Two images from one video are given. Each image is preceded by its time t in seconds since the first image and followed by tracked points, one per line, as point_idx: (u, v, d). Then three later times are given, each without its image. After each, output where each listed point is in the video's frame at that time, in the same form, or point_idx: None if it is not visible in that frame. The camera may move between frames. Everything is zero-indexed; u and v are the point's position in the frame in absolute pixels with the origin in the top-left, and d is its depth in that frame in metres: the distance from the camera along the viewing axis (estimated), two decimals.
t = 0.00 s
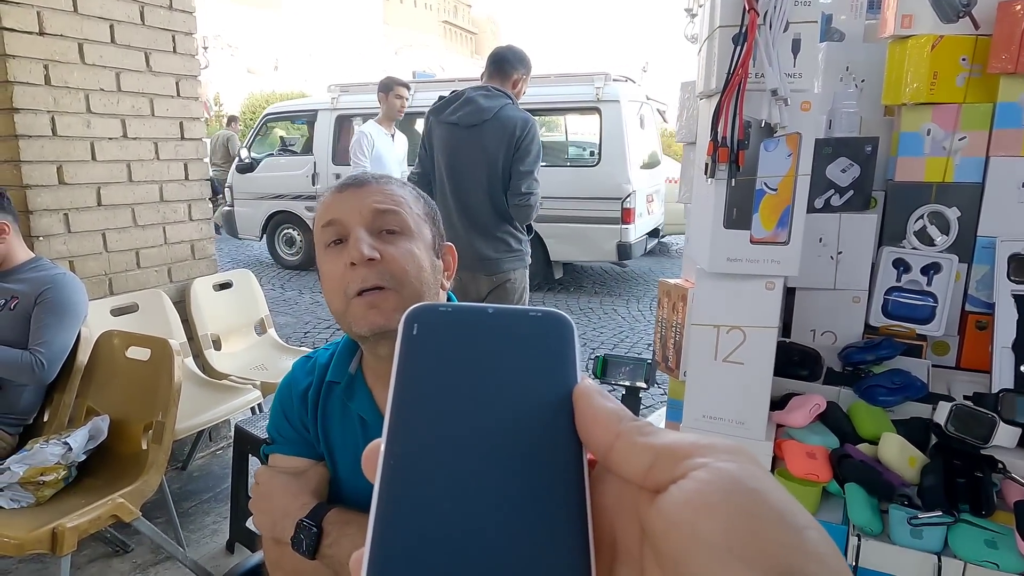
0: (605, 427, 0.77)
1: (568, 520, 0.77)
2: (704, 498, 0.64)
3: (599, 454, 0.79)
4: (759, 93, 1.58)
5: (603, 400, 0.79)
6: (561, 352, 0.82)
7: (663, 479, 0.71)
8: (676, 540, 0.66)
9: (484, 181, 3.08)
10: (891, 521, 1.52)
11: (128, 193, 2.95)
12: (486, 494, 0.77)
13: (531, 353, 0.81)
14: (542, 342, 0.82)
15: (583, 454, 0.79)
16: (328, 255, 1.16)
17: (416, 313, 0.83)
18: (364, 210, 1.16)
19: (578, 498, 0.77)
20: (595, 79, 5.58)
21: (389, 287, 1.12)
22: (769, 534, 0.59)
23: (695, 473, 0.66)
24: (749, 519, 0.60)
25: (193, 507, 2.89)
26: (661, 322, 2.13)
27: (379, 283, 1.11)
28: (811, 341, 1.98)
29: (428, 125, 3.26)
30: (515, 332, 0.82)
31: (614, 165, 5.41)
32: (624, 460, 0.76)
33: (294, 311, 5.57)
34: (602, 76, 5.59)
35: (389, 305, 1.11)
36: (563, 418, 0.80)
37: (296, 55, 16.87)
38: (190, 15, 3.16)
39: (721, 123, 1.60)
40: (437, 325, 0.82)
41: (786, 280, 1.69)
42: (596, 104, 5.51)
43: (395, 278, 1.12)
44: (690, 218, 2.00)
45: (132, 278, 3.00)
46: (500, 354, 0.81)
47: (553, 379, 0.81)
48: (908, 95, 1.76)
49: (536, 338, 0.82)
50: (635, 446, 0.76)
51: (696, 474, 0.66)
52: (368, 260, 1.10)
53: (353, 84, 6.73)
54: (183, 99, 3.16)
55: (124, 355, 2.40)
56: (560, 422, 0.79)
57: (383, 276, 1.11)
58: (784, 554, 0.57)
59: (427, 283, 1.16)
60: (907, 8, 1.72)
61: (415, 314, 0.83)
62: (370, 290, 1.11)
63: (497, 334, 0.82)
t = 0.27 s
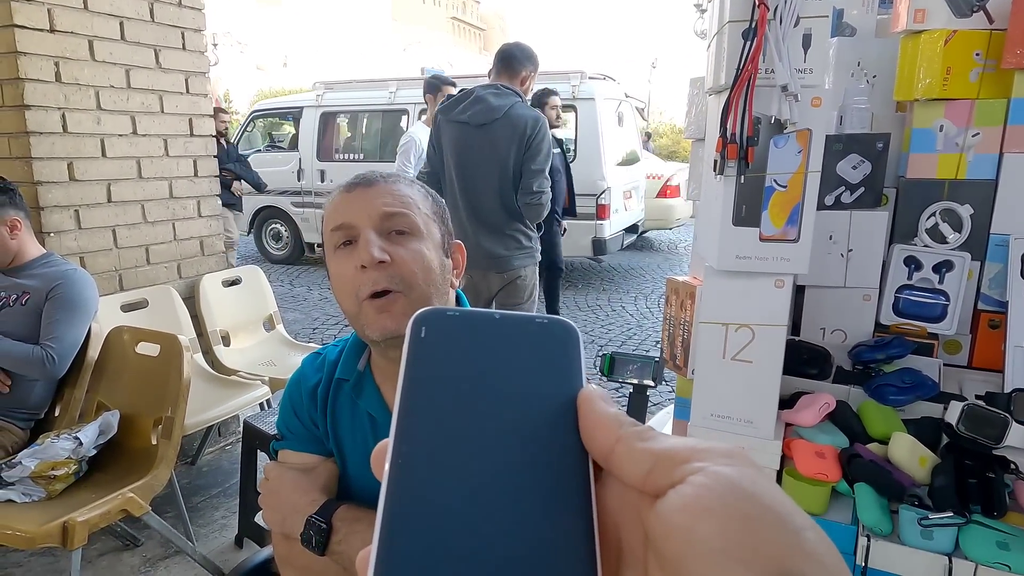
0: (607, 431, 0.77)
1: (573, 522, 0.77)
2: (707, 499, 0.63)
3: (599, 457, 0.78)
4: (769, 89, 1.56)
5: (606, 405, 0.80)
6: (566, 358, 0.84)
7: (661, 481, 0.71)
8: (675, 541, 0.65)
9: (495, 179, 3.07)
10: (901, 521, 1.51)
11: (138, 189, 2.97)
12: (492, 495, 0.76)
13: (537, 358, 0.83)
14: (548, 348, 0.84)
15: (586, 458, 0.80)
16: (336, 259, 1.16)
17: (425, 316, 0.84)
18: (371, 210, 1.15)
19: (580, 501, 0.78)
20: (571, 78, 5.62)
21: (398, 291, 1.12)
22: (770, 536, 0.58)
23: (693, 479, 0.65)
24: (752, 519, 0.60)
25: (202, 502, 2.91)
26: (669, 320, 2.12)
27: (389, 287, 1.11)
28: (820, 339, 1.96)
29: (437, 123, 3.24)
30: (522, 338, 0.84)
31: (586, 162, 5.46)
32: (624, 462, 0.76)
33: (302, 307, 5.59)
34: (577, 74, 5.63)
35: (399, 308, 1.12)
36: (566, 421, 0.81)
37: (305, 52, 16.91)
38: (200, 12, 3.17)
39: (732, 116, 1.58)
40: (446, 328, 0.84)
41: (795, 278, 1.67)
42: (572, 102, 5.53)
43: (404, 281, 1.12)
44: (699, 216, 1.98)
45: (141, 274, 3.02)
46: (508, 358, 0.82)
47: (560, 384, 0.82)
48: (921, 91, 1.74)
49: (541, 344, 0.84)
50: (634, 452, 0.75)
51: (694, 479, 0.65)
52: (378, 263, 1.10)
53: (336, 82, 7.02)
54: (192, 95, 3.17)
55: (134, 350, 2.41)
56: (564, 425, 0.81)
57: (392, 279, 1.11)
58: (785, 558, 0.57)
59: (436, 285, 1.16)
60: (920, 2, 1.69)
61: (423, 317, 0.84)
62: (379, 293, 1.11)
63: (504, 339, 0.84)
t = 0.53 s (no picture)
0: (609, 435, 0.79)
1: (581, 523, 0.79)
2: (703, 504, 0.64)
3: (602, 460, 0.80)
4: (779, 88, 1.54)
5: (609, 410, 0.82)
6: (576, 360, 0.84)
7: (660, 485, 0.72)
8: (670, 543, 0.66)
9: (504, 176, 3.08)
10: (912, 522, 1.50)
11: (148, 187, 2.98)
12: (505, 499, 0.76)
13: (550, 358, 0.82)
14: (560, 347, 0.83)
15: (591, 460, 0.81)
16: (349, 253, 1.17)
17: (440, 309, 0.78)
18: (385, 206, 1.15)
19: (587, 503, 0.79)
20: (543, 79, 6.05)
21: (412, 285, 1.12)
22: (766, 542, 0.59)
23: (685, 485, 0.67)
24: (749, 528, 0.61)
25: (212, 498, 2.93)
26: (677, 319, 2.11)
27: (401, 281, 1.11)
28: (830, 338, 1.95)
29: (446, 122, 3.24)
30: (537, 336, 0.82)
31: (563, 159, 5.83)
32: (625, 466, 0.77)
33: (310, 304, 5.62)
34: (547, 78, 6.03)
35: (411, 302, 1.12)
36: (574, 423, 0.81)
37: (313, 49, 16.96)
38: (209, 10, 3.19)
39: (740, 118, 1.57)
40: (462, 322, 0.79)
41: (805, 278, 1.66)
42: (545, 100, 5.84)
43: (417, 275, 1.12)
44: (708, 214, 1.97)
45: (151, 271, 3.04)
46: (523, 358, 0.81)
47: (570, 385, 0.83)
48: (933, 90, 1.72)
49: (554, 343, 0.83)
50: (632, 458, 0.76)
51: (686, 486, 0.67)
52: (390, 258, 1.10)
53: (320, 81, 7.49)
54: (201, 93, 3.19)
55: (145, 348, 2.43)
56: (572, 427, 0.81)
57: (404, 274, 1.11)
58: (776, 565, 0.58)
59: (448, 281, 1.16)
60: None
61: (438, 309, 0.78)
62: (392, 287, 1.10)
63: (518, 337, 0.81)
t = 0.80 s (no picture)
0: (609, 442, 0.78)
1: (588, 527, 0.79)
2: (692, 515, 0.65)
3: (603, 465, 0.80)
4: (789, 86, 1.54)
5: (611, 414, 0.81)
6: (582, 362, 0.83)
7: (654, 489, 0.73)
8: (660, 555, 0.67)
9: (511, 174, 3.08)
10: (920, 523, 1.50)
11: (156, 184, 3.00)
12: (512, 504, 0.77)
13: (556, 361, 0.82)
14: (566, 350, 0.83)
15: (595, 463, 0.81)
16: (356, 255, 1.17)
17: (447, 313, 0.78)
18: (393, 209, 1.15)
19: (592, 507, 0.80)
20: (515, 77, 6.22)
21: (420, 288, 1.12)
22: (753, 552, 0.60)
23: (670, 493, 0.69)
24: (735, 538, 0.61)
25: (220, 494, 2.95)
26: (685, 317, 2.11)
27: (409, 285, 1.11)
28: (838, 338, 1.94)
29: (453, 120, 3.23)
30: (543, 339, 0.82)
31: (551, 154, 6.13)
32: (624, 473, 0.76)
33: (318, 301, 5.64)
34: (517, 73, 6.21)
35: (420, 307, 1.12)
36: (579, 428, 0.81)
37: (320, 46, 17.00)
38: (217, 8, 3.20)
39: (749, 116, 1.56)
40: (469, 326, 0.78)
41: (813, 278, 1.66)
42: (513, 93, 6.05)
43: (425, 278, 1.12)
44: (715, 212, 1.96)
45: (160, 269, 3.06)
46: (529, 362, 0.80)
47: (576, 388, 0.82)
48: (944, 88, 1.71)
49: (560, 346, 0.82)
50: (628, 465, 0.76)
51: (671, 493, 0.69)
52: (399, 262, 1.10)
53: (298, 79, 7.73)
54: (209, 91, 3.20)
55: (153, 345, 2.45)
56: (577, 432, 0.80)
57: (413, 277, 1.11)
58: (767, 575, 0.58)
59: (456, 284, 1.17)
60: None
61: (445, 313, 0.78)
62: (400, 289, 1.11)
63: (525, 341, 0.81)
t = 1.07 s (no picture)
0: (626, 410, 0.79)
1: (613, 495, 0.78)
2: (690, 498, 0.68)
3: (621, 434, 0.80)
4: (795, 84, 1.54)
5: (629, 383, 0.81)
6: (603, 328, 0.84)
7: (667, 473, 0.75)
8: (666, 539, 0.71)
9: (518, 172, 3.07)
10: (926, 522, 1.49)
11: (164, 182, 3.02)
12: (534, 470, 0.77)
13: (577, 327, 0.82)
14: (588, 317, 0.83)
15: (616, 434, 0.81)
16: (381, 248, 1.15)
17: (467, 283, 0.80)
18: (437, 218, 1.12)
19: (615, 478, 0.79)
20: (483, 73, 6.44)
21: (438, 304, 1.11)
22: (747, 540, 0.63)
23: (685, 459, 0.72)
24: (732, 526, 0.64)
25: (227, 490, 2.97)
26: (690, 316, 2.11)
27: (430, 298, 1.10)
28: (844, 336, 1.94)
29: (459, 118, 3.24)
30: (561, 307, 0.83)
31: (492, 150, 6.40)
32: (639, 443, 0.77)
33: (324, 299, 5.67)
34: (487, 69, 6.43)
35: (433, 321, 1.11)
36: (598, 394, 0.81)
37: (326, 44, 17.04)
38: (224, 7, 3.22)
39: (755, 114, 1.56)
40: (490, 295, 0.80)
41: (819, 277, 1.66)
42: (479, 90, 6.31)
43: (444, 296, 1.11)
44: (721, 210, 1.96)
45: (167, 266, 3.08)
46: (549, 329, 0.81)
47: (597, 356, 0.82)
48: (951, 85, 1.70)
49: (580, 314, 0.83)
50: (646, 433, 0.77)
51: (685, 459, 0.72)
52: (427, 275, 1.09)
53: (275, 78, 7.85)
54: (216, 89, 3.22)
55: (161, 342, 2.46)
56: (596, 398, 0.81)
57: (435, 292, 1.10)
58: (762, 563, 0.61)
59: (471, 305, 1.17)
60: None
61: (465, 283, 0.80)
62: (420, 300, 1.10)
63: (544, 309, 0.82)
